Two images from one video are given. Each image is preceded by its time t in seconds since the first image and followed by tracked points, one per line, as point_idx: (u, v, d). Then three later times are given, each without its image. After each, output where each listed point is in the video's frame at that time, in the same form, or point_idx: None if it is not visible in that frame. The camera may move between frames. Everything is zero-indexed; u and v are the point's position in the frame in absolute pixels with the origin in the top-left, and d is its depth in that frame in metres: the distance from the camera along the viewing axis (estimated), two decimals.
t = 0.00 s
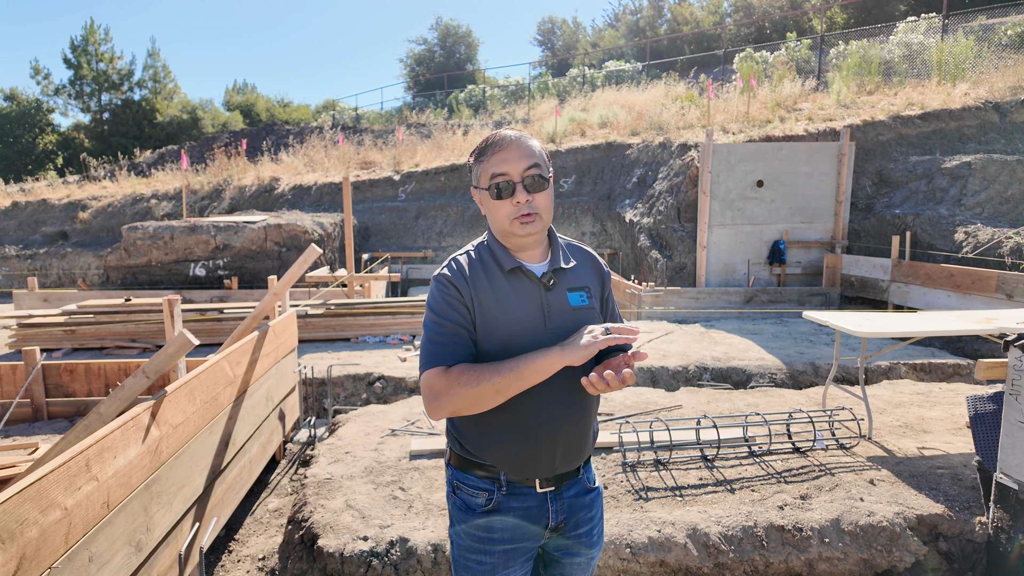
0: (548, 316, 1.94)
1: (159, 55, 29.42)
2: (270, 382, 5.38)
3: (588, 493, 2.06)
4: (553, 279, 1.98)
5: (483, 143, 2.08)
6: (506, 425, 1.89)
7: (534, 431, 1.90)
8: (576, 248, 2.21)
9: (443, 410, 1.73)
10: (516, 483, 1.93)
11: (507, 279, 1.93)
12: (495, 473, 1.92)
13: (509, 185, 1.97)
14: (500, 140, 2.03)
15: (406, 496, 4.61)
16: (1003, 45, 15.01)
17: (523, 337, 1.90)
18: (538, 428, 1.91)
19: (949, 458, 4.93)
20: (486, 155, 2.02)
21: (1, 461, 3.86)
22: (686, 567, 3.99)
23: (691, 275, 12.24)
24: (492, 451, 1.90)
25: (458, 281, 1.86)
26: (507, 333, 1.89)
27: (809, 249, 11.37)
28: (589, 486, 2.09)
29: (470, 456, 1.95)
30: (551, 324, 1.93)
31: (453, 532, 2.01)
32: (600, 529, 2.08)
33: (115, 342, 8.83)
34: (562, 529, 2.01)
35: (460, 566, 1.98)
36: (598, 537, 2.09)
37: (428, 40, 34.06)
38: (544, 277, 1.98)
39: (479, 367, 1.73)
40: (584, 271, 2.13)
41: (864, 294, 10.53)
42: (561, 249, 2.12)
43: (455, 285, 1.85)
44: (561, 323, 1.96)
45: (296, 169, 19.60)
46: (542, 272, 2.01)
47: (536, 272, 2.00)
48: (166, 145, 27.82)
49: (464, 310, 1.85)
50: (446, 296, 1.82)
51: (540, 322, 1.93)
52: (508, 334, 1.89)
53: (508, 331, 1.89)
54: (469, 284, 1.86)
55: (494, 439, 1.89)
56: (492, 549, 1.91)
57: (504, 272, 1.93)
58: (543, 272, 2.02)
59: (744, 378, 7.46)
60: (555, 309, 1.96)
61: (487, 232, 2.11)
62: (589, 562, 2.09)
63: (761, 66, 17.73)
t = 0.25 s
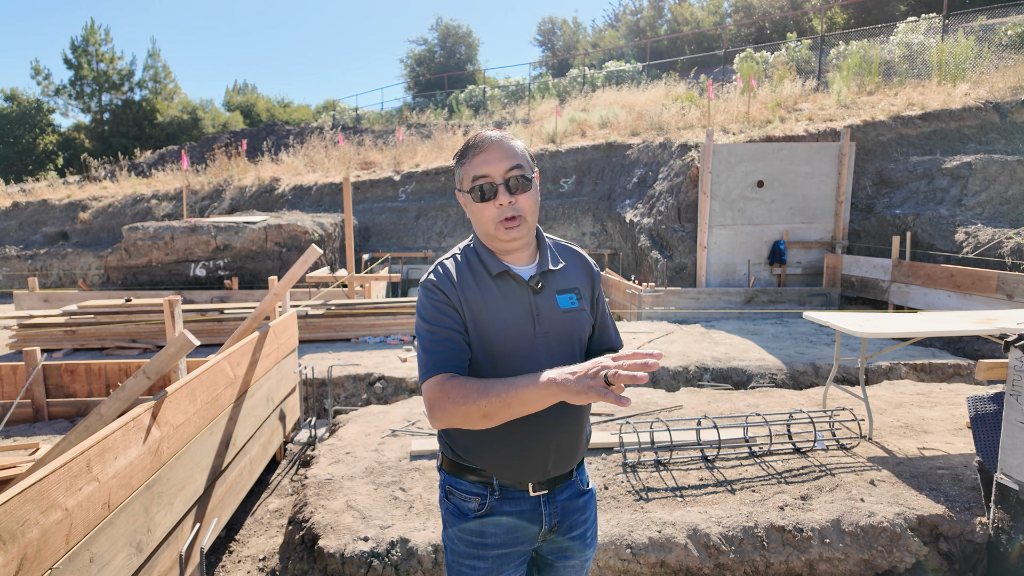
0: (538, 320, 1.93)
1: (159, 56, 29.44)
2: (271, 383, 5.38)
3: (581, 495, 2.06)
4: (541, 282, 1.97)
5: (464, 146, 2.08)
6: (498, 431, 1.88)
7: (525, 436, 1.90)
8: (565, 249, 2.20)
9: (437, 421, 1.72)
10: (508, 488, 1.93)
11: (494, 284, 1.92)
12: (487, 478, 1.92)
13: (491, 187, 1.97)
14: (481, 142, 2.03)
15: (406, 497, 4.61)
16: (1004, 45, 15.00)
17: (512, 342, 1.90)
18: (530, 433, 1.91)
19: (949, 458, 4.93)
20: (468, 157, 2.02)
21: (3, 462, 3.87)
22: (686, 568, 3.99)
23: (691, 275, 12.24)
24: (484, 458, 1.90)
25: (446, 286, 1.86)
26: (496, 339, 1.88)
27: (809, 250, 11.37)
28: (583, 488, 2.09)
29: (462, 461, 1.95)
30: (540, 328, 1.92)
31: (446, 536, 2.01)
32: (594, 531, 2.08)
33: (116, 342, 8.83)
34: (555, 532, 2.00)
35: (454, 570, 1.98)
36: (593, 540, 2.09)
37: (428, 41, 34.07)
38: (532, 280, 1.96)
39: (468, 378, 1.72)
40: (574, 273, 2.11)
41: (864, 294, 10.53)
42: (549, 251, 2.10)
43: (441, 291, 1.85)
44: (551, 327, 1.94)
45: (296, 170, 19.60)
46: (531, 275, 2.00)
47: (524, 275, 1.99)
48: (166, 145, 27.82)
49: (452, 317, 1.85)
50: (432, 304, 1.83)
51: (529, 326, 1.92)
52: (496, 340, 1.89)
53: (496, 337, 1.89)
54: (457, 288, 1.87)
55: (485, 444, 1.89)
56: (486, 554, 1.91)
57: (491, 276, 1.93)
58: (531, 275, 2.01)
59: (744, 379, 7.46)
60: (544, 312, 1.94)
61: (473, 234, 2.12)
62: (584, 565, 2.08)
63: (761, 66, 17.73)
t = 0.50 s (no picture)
0: (535, 319, 1.93)
1: (159, 56, 29.45)
2: (270, 383, 5.38)
3: (579, 496, 2.06)
4: (538, 282, 1.97)
5: (463, 144, 2.07)
6: (496, 433, 1.89)
7: (520, 439, 1.90)
8: (561, 250, 2.19)
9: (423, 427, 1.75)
10: (506, 489, 1.93)
11: (491, 284, 1.92)
12: (485, 480, 1.92)
13: (499, 182, 1.97)
14: (482, 140, 2.03)
15: (406, 497, 4.61)
16: (1004, 45, 14.98)
17: (508, 343, 1.89)
18: (528, 434, 1.91)
19: (949, 458, 4.93)
20: (470, 155, 2.01)
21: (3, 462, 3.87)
22: (686, 568, 3.99)
23: (691, 275, 12.25)
24: (482, 460, 1.90)
25: (439, 290, 1.86)
26: (492, 340, 1.87)
27: (809, 250, 11.36)
28: (581, 489, 2.09)
29: (460, 464, 1.95)
30: (536, 328, 1.93)
31: (444, 537, 2.02)
32: (592, 532, 2.07)
33: (116, 342, 8.83)
34: (553, 534, 2.00)
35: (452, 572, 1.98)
36: (591, 540, 2.08)
37: (428, 41, 34.07)
38: (529, 280, 1.96)
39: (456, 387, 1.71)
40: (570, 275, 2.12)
41: (864, 294, 10.53)
42: (545, 251, 2.10)
43: (436, 292, 1.85)
44: (548, 326, 1.95)
45: (297, 170, 19.61)
46: (526, 276, 2.01)
47: (520, 276, 1.99)
48: (166, 146, 27.82)
49: (447, 318, 1.85)
50: (427, 306, 1.83)
51: (526, 326, 1.92)
52: (492, 340, 1.88)
53: (492, 337, 1.88)
54: (451, 292, 1.87)
55: (483, 447, 1.89)
56: (483, 555, 1.91)
57: (489, 276, 1.93)
58: (527, 275, 2.01)
59: (744, 379, 7.46)
60: (541, 312, 1.94)
61: (472, 234, 2.09)
62: (582, 566, 2.08)
63: (761, 66, 17.73)
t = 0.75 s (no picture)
0: (542, 318, 1.90)
1: (159, 57, 29.47)
2: (271, 383, 5.37)
3: (591, 498, 2.03)
4: (546, 279, 1.93)
5: (463, 152, 2.07)
6: (504, 432, 1.91)
7: (528, 438, 1.90)
8: (573, 244, 2.12)
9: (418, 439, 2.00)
10: (516, 487, 1.94)
11: (497, 283, 1.93)
12: (495, 477, 1.94)
13: (504, 191, 1.97)
14: (483, 147, 2.03)
15: (407, 497, 4.60)
16: (1005, 45, 14.96)
17: (513, 342, 1.87)
18: (535, 434, 1.90)
19: (952, 459, 4.92)
20: (473, 164, 2.02)
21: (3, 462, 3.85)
22: (689, 568, 3.98)
23: (692, 276, 12.24)
24: (491, 458, 1.93)
25: (443, 293, 1.91)
26: (497, 343, 1.87)
27: (810, 250, 11.35)
28: (593, 491, 2.06)
29: (471, 460, 1.99)
30: (545, 327, 1.89)
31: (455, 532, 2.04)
32: (603, 535, 2.05)
33: (116, 343, 8.82)
34: (563, 535, 1.99)
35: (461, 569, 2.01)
36: (601, 543, 2.06)
37: (429, 42, 34.09)
38: (536, 278, 1.94)
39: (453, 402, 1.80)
40: (583, 267, 2.05)
41: (865, 295, 10.51)
42: (556, 247, 2.05)
43: (440, 294, 1.91)
44: (557, 324, 1.91)
45: (297, 171, 19.61)
46: (535, 274, 1.97)
47: (529, 274, 1.97)
48: (167, 146, 27.82)
49: (449, 320, 1.91)
50: (431, 307, 1.91)
51: (533, 324, 1.89)
52: (497, 340, 1.87)
53: (496, 337, 1.88)
54: (456, 295, 1.91)
55: (490, 444, 1.93)
56: (492, 553, 1.93)
57: (496, 275, 1.93)
58: (535, 273, 1.98)
59: (745, 379, 7.44)
60: (550, 311, 1.91)
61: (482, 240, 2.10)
62: (591, 568, 2.05)
63: (762, 66, 17.72)
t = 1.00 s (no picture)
0: (543, 319, 1.89)
1: (160, 57, 29.49)
2: (272, 384, 5.37)
3: (595, 498, 2.03)
4: (545, 280, 1.93)
5: (459, 162, 2.04)
6: (508, 432, 1.92)
7: (530, 438, 1.90)
8: (571, 240, 2.12)
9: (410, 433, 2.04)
10: (520, 487, 1.95)
11: (497, 287, 1.93)
12: (499, 476, 1.95)
13: (503, 206, 1.96)
14: (478, 159, 2.00)
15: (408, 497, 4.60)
16: (1005, 45, 14.95)
17: (513, 344, 1.88)
18: (539, 434, 1.90)
19: (953, 458, 4.92)
20: (470, 176, 2.00)
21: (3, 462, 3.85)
22: (689, 568, 3.98)
23: (693, 276, 12.23)
24: (495, 457, 1.94)
25: (442, 297, 1.93)
26: (497, 345, 1.88)
27: (811, 250, 11.35)
28: (598, 491, 2.05)
29: (474, 459, 2.00)
30: (545, 328, 1.89)
31: (458, 531, 2.05)
32: (606, 535, 2.04)
33: (116, 343, 8.82)
34: (567, 534, 1.98)
35: (465, 567, 2.02)
36: (604, 543, 2.05)
37: (429, 42, 34.10)
38: (535, 279, 1.93)
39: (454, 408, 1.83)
40: (582, 264, 2.04)
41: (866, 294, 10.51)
42: (554, 249, 2.03)
43: (440, 299, 1.93)
44: (558, 324, 1.90)
45: (297, 171, 19.62)
46: (534, 275, 1.97)
47: (528, 276, 1.97)
48: (167, 147, 27.82)
49: (449, 325, 1.93)
50: (431, 312, 1.94)
51: (533, 326, 1.89)
52: (496, 342, 1.88)
53: (495, 339, 1.89)
54: (456, 299, 1.93)
55: (493, 443, 1.94)
56: (496, 552, 1.93)
57: (495, 279, 1.94)
58: (534, 274, 1.98)
59: (746, 379, 7.44)
60: (550, 311, 1.90)
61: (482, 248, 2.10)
62: (595, 568, 2.05)
63: (762, 66, 17.73)
